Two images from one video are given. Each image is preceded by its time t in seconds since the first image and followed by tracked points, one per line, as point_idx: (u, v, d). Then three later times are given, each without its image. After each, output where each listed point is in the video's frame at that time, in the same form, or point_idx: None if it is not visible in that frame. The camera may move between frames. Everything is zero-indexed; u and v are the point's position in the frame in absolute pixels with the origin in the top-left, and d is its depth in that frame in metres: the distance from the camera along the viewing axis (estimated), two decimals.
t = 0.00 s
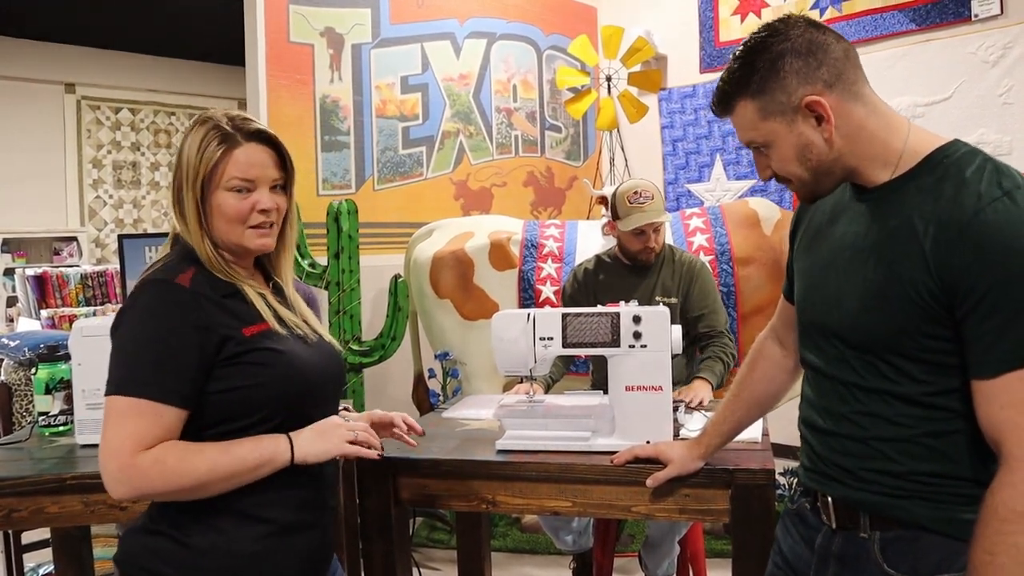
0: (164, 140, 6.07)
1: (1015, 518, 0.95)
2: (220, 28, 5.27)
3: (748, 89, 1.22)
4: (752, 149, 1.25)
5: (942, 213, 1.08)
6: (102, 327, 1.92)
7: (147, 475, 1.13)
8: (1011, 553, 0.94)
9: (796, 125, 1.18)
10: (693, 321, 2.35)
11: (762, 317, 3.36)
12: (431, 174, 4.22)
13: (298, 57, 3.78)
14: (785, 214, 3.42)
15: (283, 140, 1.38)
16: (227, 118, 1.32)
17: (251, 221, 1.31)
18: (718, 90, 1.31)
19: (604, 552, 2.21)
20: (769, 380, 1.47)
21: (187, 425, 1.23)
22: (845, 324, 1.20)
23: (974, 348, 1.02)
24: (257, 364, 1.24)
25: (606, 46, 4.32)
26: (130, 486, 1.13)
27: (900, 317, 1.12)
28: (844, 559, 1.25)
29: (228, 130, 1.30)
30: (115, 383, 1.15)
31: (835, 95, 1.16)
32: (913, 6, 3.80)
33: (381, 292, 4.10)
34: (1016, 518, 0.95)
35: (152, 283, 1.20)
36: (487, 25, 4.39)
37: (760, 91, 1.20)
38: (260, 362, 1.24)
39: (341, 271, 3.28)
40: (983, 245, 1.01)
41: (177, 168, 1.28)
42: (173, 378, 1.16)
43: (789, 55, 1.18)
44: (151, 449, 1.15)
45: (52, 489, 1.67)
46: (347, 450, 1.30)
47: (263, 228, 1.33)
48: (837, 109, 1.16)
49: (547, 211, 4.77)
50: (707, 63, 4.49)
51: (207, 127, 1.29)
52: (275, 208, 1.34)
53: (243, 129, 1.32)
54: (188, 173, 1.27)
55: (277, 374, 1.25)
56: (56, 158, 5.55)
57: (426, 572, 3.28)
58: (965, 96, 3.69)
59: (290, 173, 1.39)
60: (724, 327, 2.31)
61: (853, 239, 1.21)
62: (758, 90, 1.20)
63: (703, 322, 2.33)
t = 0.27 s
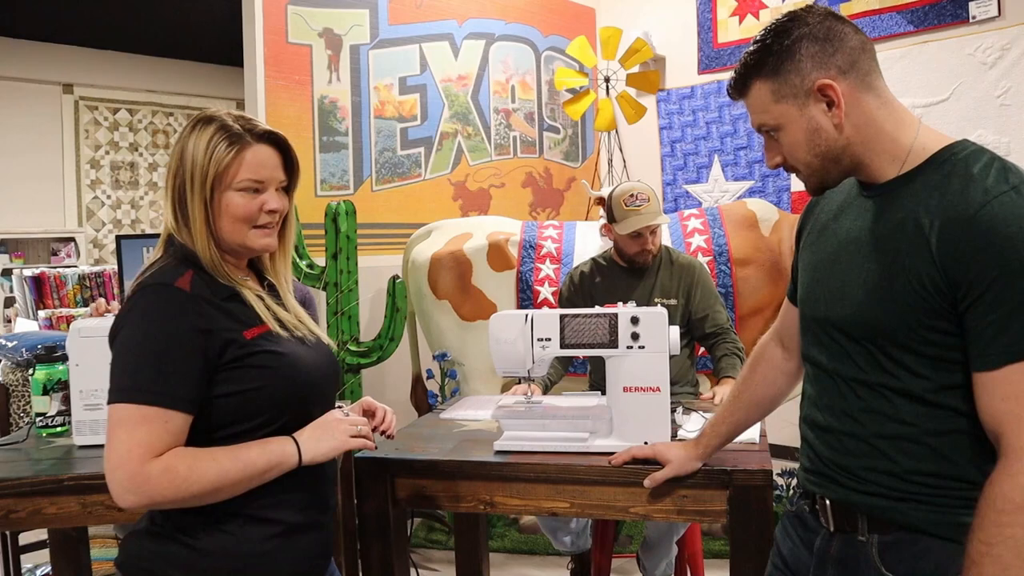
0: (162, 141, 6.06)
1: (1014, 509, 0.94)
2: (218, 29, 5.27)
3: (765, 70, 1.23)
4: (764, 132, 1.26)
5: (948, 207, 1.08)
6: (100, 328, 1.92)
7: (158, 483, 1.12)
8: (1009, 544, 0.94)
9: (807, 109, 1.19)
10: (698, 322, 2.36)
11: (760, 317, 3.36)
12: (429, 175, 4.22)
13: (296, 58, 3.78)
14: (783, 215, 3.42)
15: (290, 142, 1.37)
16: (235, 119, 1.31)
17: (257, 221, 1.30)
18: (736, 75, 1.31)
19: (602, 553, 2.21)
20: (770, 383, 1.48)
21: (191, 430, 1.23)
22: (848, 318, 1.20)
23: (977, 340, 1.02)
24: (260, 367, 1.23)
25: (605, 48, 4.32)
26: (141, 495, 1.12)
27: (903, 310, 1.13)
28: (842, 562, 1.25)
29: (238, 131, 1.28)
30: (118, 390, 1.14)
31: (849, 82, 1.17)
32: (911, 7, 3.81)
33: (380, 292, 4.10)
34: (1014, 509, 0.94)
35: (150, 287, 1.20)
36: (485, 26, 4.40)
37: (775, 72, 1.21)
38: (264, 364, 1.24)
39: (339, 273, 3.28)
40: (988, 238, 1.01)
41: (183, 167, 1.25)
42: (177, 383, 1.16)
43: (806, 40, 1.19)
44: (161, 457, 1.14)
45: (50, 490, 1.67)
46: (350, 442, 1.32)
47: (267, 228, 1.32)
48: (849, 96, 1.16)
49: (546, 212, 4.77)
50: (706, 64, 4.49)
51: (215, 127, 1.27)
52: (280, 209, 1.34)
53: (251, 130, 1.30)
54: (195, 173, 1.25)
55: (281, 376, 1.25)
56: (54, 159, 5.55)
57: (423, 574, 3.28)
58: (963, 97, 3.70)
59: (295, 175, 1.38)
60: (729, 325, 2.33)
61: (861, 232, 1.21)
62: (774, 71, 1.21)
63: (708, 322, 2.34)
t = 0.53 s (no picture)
0: (161, 141, 6.06)
1: (1012, 504, 0.94)
2: (217, 30, 5.27)
3: (775, 60, 1.23)
4: (769, 124, 1.25)
5: (947, 204, 1.08)
6: (99, 329, 1.92)
7: (177, 487, 1.13)
8: (1007, 538, 0.94)
9: (814, 100, 1.18)
10: (697, 323, 2.35)
11: (759, 318, 3.37)
12: (428, 176, 4.22)
13: (295, 59, 3.77)
14: (782, 216, 3.42)
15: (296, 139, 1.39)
16: (245, 117, 1.31)
17: (272, 217, 1.31)
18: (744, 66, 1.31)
19: (601, 553, 2.21)
20: (772, 387, 1.50)
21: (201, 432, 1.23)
22: (848, 316, 1.21)
23: (975, 335, 1.02)
24: (271, 368, 1.24)
25: (604, 49, 4.32)
26: (160, 499, 1.13)
27: (903, 308, 1.13)
28: (841, 562, 1.26)
29: (252, 128, 1.29)
30: (132, 394, 1.14)
31: (856, 76, 1.16)
32: (910, 8, 3.81)
33: (379, 293, 4.10)
34: (1012, 503, 0.94)
35: (161, 288, 1.18)
36: (484, 27, 4.40)
37: (785, 62, 1.21)
38: (274, 366, 1.24)
39: (338, 274, 3.27)
40: (987, 234, 1.01)
41: (199, 164, 1.24)
42: (189, 385, 1.15)
43: (817, 32, 1.19)
44: (178, 460, 1.14)
45: (48, 491, 1.67)
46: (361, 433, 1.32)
47: (280, 224, 1.33)
48: (854, 90, 1.16)
49: (545, 213, 4.77)
50: (705, 65, 4.50)
51: (228, 125, 1.27)
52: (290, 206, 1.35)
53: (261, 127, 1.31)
54: (213, 170, 1.24)
55: (291, 378, 1.26)
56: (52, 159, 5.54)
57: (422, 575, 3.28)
58: (962, 98, 3.70)
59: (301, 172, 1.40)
60: (729, 326, 2.33)
61: (862, 231, 1.22)
62: (784, 62, 1.21)
63: (708, 323, 2.33)
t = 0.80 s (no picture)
0: (161, 142, 6.06)
1: (1006, 497, 0.95)
2: (217, 30, 5.27)
3: (799, 36, 1.21)
4: (778, 101, 1.23)
5: (941, 202, 1.09)
6: (97, 329, 1.92)
7: (222, 494, 1.12)
8: (1002, 532, 0.94)
9: (834, 80, 1.17)
10: (695, 324, 2.35)
11: (758, 319, 3.37)
12: (427, 176, 4.22)
13: (295, 59, 3.77)
14: (781, 217, 3.42)
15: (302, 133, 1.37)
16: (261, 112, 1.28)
17: (292, 216, 1.29)
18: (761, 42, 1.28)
19: (599, 554, 2.21)
20: (771, 389, 1.51)
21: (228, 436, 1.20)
22: (846, 316, 1.21)
23: (970, 330, 1.03)
24: (293, 374, 1.23)
25: (603, 50, 4.32)
26: (205, 508, 1.11)
27: (900, 307, 1.13)
28: (840, 562, 1.26)
29: (272, 124, 1.26)
30: (170, 404, 1.10)
31: (878, 63, 1.17)
32: (909, 9, 3.81)
33: (378, 294, 4.11)
34: (1007, 496, 0.95)
35: (185, 294, 1.15)
36: (484, 28, 4.41)
37: (813, 37, 1.19)
38: (294, 372, 1.23)
39: (338, 274, 3.27)
40: (981, 230, 1.02)
41: (223, 163, 1.20)
42: (223, 392, 1.13)
43: (846, 16, 1.18)
44: (220, 467, 1.13)
45: (47, 491, 1.67)
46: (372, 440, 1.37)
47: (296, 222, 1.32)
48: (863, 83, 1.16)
49: (544, 214, 4.78)
50: (704, 66, 4.50)
51: (248, 121, 1.23)
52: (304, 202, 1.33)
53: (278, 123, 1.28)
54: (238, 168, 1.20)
55: (311, 383, 1.25)
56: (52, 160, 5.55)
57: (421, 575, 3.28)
58: (961, 99, 3.70)
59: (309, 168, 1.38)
60: (727, 328, 2.33)
61: (860, 232, 1.22)
62: (809, 38, 1.19)
63: (706, 325, 2.34)
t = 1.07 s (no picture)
0: (160, 142, 6.05)
1: (1001, 492, 0.96)
2: (216, 30, 5.26)
3: (815, 28, 1.19)
4: (790, 91, 1.22)
5: (938, 201, 1.09)
6: (96, 330, 1.92)
7: (245, 497, 1.12)
8: (999, 527, 0.95)
9: (848, 74, 1.17)
10: (700, 332, 2.36)
11: (757, 319, 3.37)
12: (426, 177, 4.22)
13: (294, 59, 3.77)
14: (780, 218, 3.42)
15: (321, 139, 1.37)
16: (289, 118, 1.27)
17: (303, 225, 1.30)
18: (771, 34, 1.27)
19: (598, 554, 2.21)
20: (771, 389, 1.51)
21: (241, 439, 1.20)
22: (845, 315, 1.21)
23: (965, 328, 1.03)
24: (301, 378, 1.23)
25: (602, 50, 4.32)
26: (227, 512, 1.11)
27: (898, 306, 1.13)
28: (840, 561, 1.26)
29: (301, 134, 1.26)
30: (192, 407, 1.09)
31: (891, 61, 1.17)
32: (908, 9, 3.82)
33: (377, 294, 4.11)
34: (1003, 492, 0.96)
35: (202, 296, 1.13)
36: (483, 28, 4.41)
37: (830, 30, 1.18)
38: (304, 376, 1.24)
39: (336, 274, 3.27)
40: (978, 228, 1.02)
41: (253, 169, 1.19)
42: (243, 396, 1.12)
43: (862, 12, 1.18)
44: (243, 471, 1.13)
45: (46, 492, 1.67)
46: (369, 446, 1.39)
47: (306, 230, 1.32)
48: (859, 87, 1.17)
49: (543, 214, 4.78)
50: (703, 66, 4.50)
51: (279, 129, 1.23)
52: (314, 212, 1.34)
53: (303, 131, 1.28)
54: (268, 176, 1.20)
55: (315, 386, 1.26)
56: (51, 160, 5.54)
57: None
58: (960, 100, 3.71)
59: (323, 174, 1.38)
60: (731, 335, 2.33)
61: (857, 231, 1.22)
62: (827, 29, 1.18)
63: (711, 332, 2.34)
